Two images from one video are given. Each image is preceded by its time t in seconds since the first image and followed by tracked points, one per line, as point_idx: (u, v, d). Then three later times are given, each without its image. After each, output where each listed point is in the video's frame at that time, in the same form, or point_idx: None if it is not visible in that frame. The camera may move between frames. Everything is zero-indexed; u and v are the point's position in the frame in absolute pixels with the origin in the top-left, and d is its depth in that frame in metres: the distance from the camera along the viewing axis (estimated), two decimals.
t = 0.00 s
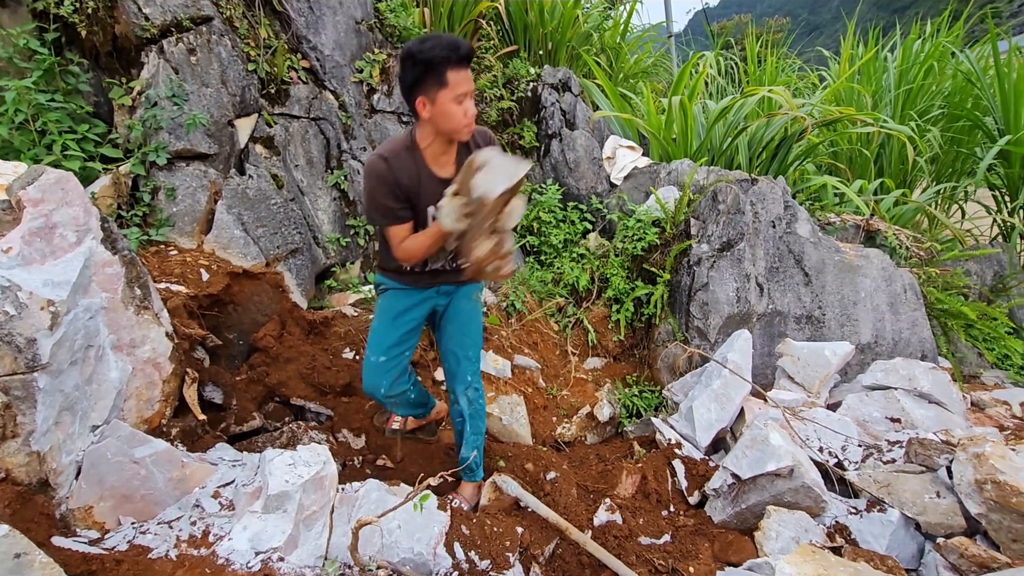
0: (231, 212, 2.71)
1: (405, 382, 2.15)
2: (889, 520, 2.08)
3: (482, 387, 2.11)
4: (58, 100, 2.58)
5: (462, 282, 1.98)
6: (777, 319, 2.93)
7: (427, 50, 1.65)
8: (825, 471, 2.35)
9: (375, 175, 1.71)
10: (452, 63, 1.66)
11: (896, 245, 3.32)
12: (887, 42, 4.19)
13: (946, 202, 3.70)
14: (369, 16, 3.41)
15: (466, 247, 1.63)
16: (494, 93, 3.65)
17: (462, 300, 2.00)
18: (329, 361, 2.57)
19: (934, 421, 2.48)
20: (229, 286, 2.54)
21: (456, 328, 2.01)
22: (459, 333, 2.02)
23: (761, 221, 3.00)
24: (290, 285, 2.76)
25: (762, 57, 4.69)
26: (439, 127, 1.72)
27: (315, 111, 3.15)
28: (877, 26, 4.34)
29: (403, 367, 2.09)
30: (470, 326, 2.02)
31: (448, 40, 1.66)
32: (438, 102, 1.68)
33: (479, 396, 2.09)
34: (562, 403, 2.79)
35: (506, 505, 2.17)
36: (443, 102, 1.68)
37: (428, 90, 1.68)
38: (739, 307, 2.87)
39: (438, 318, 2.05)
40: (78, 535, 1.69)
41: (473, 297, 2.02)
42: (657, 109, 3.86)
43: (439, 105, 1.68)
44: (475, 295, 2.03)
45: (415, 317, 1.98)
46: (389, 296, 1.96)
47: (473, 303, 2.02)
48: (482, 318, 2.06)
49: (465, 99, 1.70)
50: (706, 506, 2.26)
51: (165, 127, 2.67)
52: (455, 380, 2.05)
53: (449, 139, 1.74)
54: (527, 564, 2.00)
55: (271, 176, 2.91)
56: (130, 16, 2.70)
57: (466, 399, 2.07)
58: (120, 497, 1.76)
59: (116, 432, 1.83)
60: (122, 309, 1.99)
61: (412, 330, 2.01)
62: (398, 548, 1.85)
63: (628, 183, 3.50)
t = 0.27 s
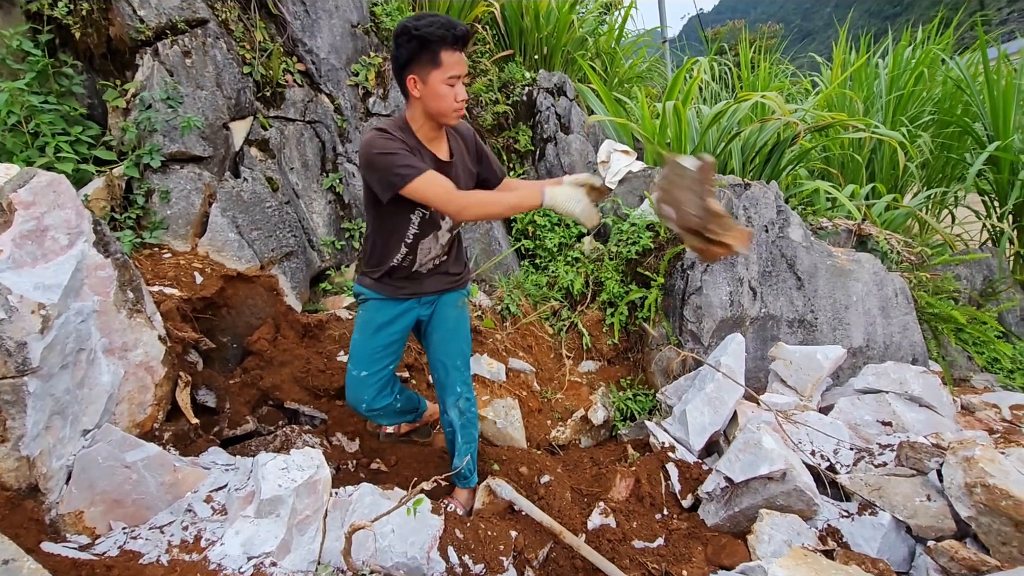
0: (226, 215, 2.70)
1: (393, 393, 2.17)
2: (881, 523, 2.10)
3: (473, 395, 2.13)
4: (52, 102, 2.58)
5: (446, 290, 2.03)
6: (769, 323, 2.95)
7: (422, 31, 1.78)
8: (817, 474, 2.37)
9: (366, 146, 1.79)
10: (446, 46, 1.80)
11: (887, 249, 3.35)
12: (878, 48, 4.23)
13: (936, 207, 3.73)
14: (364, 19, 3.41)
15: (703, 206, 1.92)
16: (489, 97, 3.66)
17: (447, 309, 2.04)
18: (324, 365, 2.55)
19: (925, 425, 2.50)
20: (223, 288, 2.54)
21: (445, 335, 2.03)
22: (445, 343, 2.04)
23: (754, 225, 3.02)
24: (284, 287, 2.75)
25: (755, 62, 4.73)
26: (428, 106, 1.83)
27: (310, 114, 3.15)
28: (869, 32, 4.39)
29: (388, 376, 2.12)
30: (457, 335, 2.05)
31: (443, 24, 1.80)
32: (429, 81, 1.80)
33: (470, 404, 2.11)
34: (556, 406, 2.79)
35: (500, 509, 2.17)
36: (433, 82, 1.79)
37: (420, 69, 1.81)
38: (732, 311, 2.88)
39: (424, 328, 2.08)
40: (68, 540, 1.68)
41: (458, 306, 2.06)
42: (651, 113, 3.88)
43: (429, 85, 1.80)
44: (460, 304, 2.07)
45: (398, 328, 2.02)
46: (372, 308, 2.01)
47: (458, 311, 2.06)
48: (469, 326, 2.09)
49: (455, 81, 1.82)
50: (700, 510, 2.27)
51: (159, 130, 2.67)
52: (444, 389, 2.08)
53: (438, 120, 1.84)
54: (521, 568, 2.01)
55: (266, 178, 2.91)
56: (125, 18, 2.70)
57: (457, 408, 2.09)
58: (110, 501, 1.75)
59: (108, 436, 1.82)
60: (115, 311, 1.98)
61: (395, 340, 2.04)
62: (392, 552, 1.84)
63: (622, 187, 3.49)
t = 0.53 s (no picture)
0: (222, 219, 2.70)
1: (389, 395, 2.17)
2: (875, 527, 2.11)
3: (470, 404, 2.11)
4: (47, 105, 2.57)
5: (440, 297, 2.02)
6: (765, 327, 2.96)
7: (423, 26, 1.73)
8: (811, 479, 2.39)
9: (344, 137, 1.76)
10: (444, 44, 1.75)
11: (881, 254, 3.37)
12: (872, 54, 4.27)
13: (930, 212, 3.76)
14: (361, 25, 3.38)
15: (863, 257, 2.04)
16: (486, 101, 3.65)
17: (442, 317, 2.03)
18: (320, 368, 2.58)
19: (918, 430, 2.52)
20: (219, 292, 2.54)
21: (441, 344, 2.02)
22: (439, 352, 2.03)
23: (749, 230, 3.04)
24: (280, 291, 2.75)
25: (751, 67, 4.76)
26: (419, 103, 1.77)
27: (307, 118, 3.15)
28: (863, 38, 4.42)
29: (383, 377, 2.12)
30: (452, 345, 2.03)
31: (445, 23, 1.75)
32: (423, 78, 1.75)
33: (466, 413, 2.10)
34: (552, 410, 2.80)
35: (496, 513, 2.17)
36: (427, 79, 1.75)
37: (414, 63, 1.76)
38: (727, 315, 2.89)
39: (420, 335, 2.07)
40: (62, 546, 1.67)
41: (454, 315, 2.04)
42: (647, 118, 3.90)
43: (423, 81, 1.75)
44: (456, 313, 2.05)
45: (396, 330, 2.04)
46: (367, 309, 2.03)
47: (454, 320, 2.04)
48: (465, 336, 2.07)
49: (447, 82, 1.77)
50: (695, 514, 2.28)
51: (155, 133, 2.66)
52: (439, 397, 2.07)
53: (427, 118, 1.79)
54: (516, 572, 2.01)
55: (263, 182, 2.91)
56: (121, 21, 2.69)
57: (452, 417, 2.08)
58: (105, 507, 1.75)
59: (103, 441, 1.81)
60: (110, 316, 1.97)
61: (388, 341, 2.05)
62: (387, 558, 1.86)
63: (618, 191, 3.54)
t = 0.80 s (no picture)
0: (221, 220, 2.70)
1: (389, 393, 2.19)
2: (873, 530, 2.11)
3: (464, 410, 2.08)
4: (46, 106, 2.56)
5: (428, 302, 1.97)
6: (762, 329, 2.97)
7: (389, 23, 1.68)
8: (809, 480, 2.39)
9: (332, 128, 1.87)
10: (402, 43, 1.67)
11: (878, 257, 3.38)
12: (869, 58, 4.30)
13: (926, 215, 3.77)
14: (361, 26, 3.45)
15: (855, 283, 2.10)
16: (485, 104, 3.65)
17: (432, 323, 1.97)
18: (319, 370, 2.58)
19: (912, 431, 2.53)
20: (218, 294, 2.54)
21: (431, 351, 1.97)
22: (430, 360, 1.99)
23: (747, 233, 3.04)
24: (279, 293, 2.74)
25: (748, 71, 4.79)
26: (388, 102, 1.76)
27: (306, 120, 3.16)
28: (860, 42, 4.45)
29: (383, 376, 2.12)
30: (442, 353, 1.98)
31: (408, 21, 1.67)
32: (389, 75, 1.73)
33: (460, 420, 2.07)
34: (551, 412, 2.80)
35: (495, 515, 2.17)
36: (392, 79, 1.72)
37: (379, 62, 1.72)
38: (726, 318, 2.90)
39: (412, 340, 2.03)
40: (60, 548, 1.67)
41: (445, 321, 1.98)
42: (645, 121, 3.91)
43: (387, 82, 1.73)
44: (447, 318, 1.98)
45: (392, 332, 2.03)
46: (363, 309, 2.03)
47: (444, 326, 1.98)
48: (457, 342, 2.01)
49: (409, 82, 1.70)
50: (694, 516, 2.28)
51: (155, 134, 2.66)
52: (433, 404, 2.04)
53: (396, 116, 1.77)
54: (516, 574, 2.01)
55: (262, 183, 2.91)
56: (121, 23, 2.70)
57: (446, 424, 2.06)
58: (104, 508, 1.75)
59: (101, 443, 1.80)
60: (109, 317, 1.97)
61: (386, 340, 2.04)
62: (387, 559, 1.85)
63: (616, 194, 3.55)
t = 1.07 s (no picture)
0: (219, 222, 2.70)
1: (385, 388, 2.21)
2: (871, 531, 2.12)
3: (459, 417, 2.05)
4: (44, 107, 2.55)
5: (418, 308, 1.92)
6: (761, 331, 2.97)
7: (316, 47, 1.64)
8: (808, 482, 2.39)
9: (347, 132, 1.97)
10: (315, 72, 1.63)
11: (876, 259, 3.39)
12: (866, 60, 4.31)
13: (924, 217, 3.78)
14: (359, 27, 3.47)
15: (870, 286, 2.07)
16: (484, 105, 3.66)
17: (421, 330, 1.92)
18: (318, 372, 2.58)
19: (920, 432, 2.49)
20: (216, 295, 2.53)
21: (421, 358, 1.93)
22: (423, 366, 1.96)
23: (746, 234, 3.05)
24: (278, 294, 2.74)
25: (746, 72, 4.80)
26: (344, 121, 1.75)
27: (305, 121, 3.18)
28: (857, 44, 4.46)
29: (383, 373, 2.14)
30: (433, 360, 1.94)
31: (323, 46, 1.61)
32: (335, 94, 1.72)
33: (455, 427, 2.04)
34: (550, 413, 2.80)
35: (494, 517, 2.18)
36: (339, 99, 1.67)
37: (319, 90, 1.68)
38: (724, 319, 2.91)
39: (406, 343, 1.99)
40: (58, 551, 1.66)
41: (435, 327, 1.92)
42: (644, 122, 3.92)
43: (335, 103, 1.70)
44: (439, 325, 1.92)
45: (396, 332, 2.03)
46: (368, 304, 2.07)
47: (435, 333, 1.92)
48: (449, 349, 1.94)
49: (337, 105, 1.67)
50: (693, 517, 2.29)
51: (153, 135, 2.66)
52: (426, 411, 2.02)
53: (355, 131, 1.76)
54: None
55: (260, 184, 2.90)
56: (119, 24, 2.69)
57: (440, 431, 2.03)
58: (102, 511, 1.74)
59: (99, 445, 1.79)
60: (107, 319, 1.97)
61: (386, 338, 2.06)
62: (385, 561, 1.86)
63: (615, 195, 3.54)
